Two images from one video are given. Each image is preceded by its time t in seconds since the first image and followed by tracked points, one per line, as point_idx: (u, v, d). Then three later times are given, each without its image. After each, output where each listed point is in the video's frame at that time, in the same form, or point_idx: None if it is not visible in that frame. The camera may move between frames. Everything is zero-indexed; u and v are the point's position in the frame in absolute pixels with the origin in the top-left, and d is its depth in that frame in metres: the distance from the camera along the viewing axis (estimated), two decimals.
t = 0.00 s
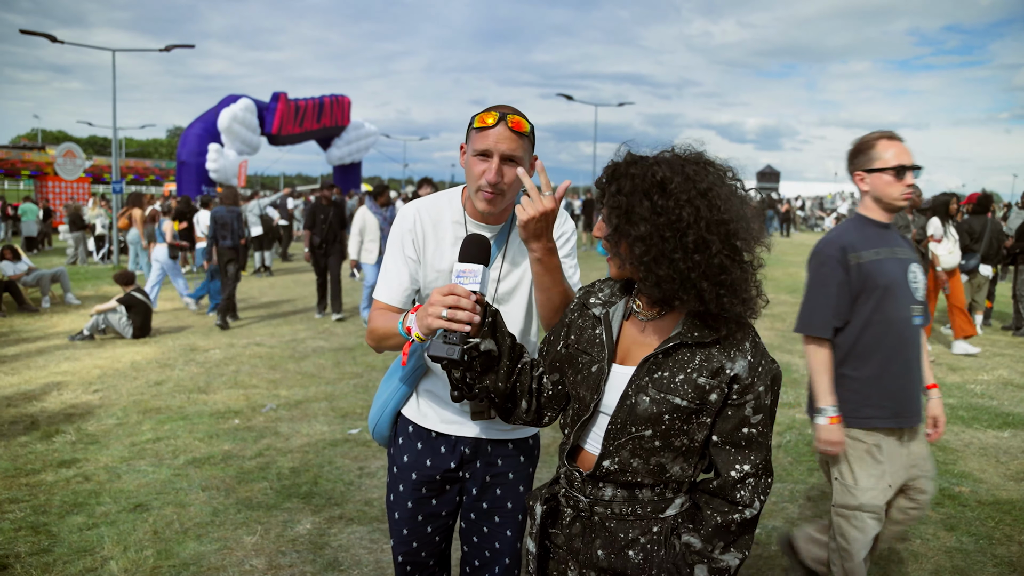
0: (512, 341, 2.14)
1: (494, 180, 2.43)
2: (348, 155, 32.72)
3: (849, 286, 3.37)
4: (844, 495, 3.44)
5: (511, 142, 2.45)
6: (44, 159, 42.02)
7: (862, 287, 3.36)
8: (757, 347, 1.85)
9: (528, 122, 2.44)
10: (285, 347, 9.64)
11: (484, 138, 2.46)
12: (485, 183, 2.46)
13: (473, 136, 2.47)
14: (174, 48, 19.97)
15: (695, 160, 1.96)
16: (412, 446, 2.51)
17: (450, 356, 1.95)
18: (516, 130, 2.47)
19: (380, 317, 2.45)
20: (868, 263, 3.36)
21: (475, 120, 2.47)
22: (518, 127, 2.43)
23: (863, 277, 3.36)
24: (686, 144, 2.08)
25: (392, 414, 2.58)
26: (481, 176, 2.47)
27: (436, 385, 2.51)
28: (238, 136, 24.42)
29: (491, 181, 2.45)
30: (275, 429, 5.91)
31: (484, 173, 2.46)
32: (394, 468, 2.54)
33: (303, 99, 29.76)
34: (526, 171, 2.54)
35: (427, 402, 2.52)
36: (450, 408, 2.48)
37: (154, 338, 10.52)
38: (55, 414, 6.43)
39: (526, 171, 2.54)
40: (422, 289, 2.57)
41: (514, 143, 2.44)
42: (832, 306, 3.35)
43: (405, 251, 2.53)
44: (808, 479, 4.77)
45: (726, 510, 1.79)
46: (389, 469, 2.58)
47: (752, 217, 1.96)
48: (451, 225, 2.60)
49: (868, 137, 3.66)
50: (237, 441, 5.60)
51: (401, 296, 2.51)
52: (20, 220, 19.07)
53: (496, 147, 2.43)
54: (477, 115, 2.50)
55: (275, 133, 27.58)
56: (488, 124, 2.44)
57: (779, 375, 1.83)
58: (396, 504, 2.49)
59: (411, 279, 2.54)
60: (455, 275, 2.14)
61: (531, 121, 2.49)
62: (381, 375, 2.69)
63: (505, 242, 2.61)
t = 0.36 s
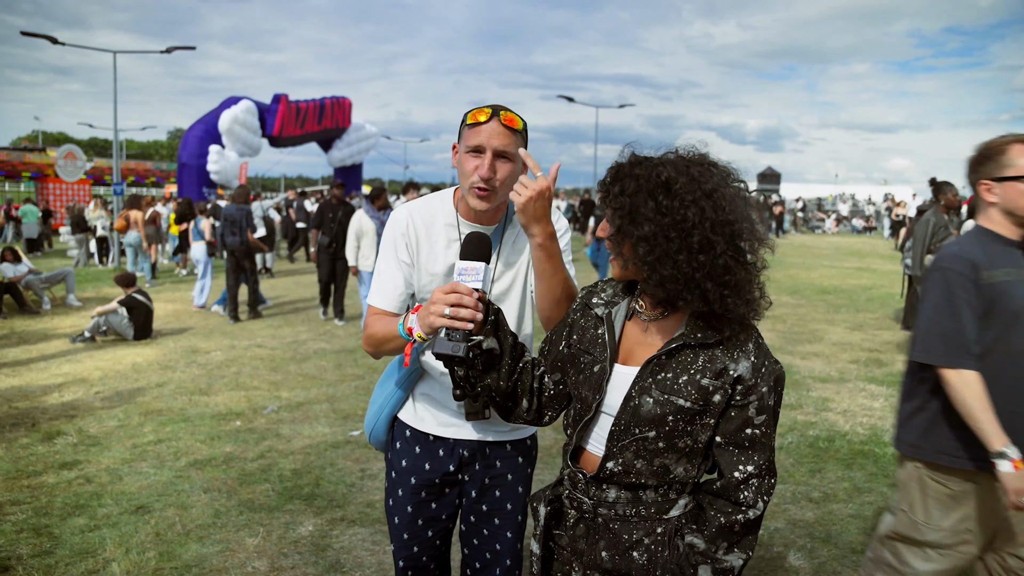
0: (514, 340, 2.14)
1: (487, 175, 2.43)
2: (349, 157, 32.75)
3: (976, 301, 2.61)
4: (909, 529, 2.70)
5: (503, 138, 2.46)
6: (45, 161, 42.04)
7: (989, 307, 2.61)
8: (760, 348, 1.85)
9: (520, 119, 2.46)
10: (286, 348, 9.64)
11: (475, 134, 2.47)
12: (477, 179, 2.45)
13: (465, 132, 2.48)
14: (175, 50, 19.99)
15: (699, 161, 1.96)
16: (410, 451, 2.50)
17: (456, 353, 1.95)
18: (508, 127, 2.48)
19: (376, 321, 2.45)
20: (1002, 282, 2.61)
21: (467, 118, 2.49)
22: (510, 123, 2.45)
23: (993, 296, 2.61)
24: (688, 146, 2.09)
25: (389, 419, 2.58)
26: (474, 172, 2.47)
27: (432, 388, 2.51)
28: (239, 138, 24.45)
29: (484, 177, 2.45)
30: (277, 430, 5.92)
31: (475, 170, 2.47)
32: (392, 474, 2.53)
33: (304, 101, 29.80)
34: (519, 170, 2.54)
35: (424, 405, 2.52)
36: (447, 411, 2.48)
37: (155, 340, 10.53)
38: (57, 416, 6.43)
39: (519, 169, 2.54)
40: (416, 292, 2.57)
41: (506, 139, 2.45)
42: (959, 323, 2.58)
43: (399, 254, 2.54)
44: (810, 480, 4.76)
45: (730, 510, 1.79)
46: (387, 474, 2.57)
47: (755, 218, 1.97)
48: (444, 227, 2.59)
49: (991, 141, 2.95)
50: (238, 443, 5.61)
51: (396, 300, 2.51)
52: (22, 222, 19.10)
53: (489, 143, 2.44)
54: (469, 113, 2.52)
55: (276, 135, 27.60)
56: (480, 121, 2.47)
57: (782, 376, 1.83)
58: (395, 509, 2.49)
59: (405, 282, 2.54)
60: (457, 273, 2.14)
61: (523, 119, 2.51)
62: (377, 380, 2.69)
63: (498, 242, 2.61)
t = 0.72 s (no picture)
0: (515, 344, 2.13)
1: (486, 177, 2.43)
2: (343, 156, 32.68)
3: None
4: None
5: (499, 139, 2.45)
6: (36, 159, 41.77)
7: None
8: (765, 351, 1.86)
9: (516, 119, 2.45)
10: (281, 349, 9.60)
11: (471, 136, 2.45)
12: (476, 182, 2.45)
13: (460, 133, 2.45)
14: (169, 48, 19.90)
15: (706, 164, 1.96)
16: (405, 455, 2.49)
17: (461, 360, 1.95)
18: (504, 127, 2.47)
19: (370, 325, 2.42)
20: None
21: (462, 117, 2.46)
22: (505, 124, 2.44)
23: None
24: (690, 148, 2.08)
25: (382, 424, 2.57)
26: (472, 174, 2.46)
27: (426, 391, 2.50)
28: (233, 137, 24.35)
29: (483, 179, 2.44)
30: (272, 431, 5.89)
31: (474, 171, 2.45)
32: (388, 479, 2.52)
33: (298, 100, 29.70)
34: (515, 167, 2.55)
35: (418, 408, 2.50)
36: (443, 414, 2.46)
37: (149, 340, 10.48)
38: (49, 417, 6.39)
39: (515, 167, 2.55)
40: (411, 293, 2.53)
41: (503, 140, 2.44)
42: None
43: (392, 254, 2.50)
44: (806, 481, 4.76)
45: (736, 512, 1.80)
46: (382, 480, 2.56)
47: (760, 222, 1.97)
48: (437, 226, 2.58)
49: None
50: (233, 444, 5.58)
51: (389, 301, 2.47)
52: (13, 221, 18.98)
53: (487, 144, 2.43)
54: (462, 113, 2.49)
55: (270, 134, 27.51)
56: (476, 121, 2.45)
57: (786, 378, 1.84)
58: (391, 515, 2.47)
59: (399, 283, 2.50)
60: (457, 276, 2.12)
61: (518, 117, 2.50)
62: (368, 384, 2.68)
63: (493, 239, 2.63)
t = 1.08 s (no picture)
0: (510, 357, 2.10)
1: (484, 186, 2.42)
2: (322, 166, 32.53)
3: None
4: None
5: (495, 146, 2.44)
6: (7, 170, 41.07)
7: None
8: (764, 374, 1.82)
9: (511, 126, 2.44)
10: (261, 360, 9.49)
11: (466, 145, 2.44)
12: (473, 191, 2.43)
13: (455, 143, 2.45)
14: (145, 57, 19.70)
15: (679, 192, 1.84)
16: (398, 468, 2.46)
17: (455, 382, 1.94)
18: (499, 135, 2.46)
19: (365, 334, 2.41)
20: None
21: (455, 126, 2.45)
22: (501, 131, 2.43)
23: None
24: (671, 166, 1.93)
25: (374, 436, 2.54)
26: (469, 183, 2.44)
27: (419, 403, 2.48)
28: (211, 147, 24.14)
29: (479, 188, 2.42)
30: (254, 444, 5.81)
31: (470, 181, 2.44)
32: (379, 493, 2.48)
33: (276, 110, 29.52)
34: (513, 174, 2.53)
35: (411, 421, 2.48)
36: (436, 426, 2.45)
37: (126, 352, 10.30)
38: (24, 432, 6.24)
39: (513, 174, 2.53)
40: (406, 301, 2.53)
41: (499, 147, 2.44)
42: None
43: (388, 263, 2.50)
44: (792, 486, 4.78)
45: (745, 523, 1.79)
46: (374, 494, 2.51)
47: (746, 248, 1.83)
48: (435, 234, 2.55)
49: None
50: (214, 457, 5.49)
51: (384, 309, 2.48)
52: None
53: (482, 153, 2.42)
54: (456, 122, 2.49)
55: (248, 143, 27.30)
56: (470, 129, 2.44)
57: (790, 394, 1.81)
58: (383, 529, 2.43)
59: (395, 291, 2.50)
60: (452, 291, 2.12)
61: (514, 124, 2.49)
62: (360, 397, 2.65)
63: (491, 248, 2.61)
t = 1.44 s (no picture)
0: (513, 352, 2.08)
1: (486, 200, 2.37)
2: (308, 165, 32.32)
3: None
4: None
5: (499, 158, 2.39)
6: None
7: None
8: (766, 383, 1.73)
9: (515, 137, 2.39)
10: (247, 361, 9.38)
11: (469, 155, 2.39)
12: (475, 204, 2.39)
13: (458, 153, 2.40)
14: (128, 54, 19.47)
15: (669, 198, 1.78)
16: (396, 471, 2.41)
17: (456, 377, 1.92)
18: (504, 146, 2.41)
19: (363, 337, 2.34)
20: None
21: (459, 135, 2.39)
22: (505, 142, 2.38)
23: None
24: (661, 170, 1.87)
25: (372, 438, 2.48)
26: (470, 196, 2.40)
27: (419, 406, 2.43)
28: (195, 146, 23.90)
29: (482, 201, 2.38)
30: (240, 447, 5.72)
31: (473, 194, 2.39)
32: (378, 495, 2.43)
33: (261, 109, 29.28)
34: (516, 187, 2.48)
35: (410, 423, 2.43)
36: (436, 429, 2.39)
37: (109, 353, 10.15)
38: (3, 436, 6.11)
39: (516, 187, 2.48)
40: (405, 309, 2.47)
41: (503, 158, 2.38)
42: None
43: (387, 270, 2.44)
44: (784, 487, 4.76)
45: (752, 534, 1.74)
46: (371, 496, 2.47)
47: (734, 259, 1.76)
48: (437, 242, 2.51)
49: None
50: (200, 460, 5.40)
51: (383, 318, 2.39)
52: None
53: (486, 165, 2.37)
54: (460, 132, 2.44)
55: (233, 142, 27.07)
56: (474, 140, 2.38)
57: (799, 403, 1.71)
58: (381, 533, 2.38)
59: (393, 299, 2.43)
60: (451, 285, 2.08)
61: (519, 135, 2.44)
62: (357, 398, 2.59)
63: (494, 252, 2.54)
